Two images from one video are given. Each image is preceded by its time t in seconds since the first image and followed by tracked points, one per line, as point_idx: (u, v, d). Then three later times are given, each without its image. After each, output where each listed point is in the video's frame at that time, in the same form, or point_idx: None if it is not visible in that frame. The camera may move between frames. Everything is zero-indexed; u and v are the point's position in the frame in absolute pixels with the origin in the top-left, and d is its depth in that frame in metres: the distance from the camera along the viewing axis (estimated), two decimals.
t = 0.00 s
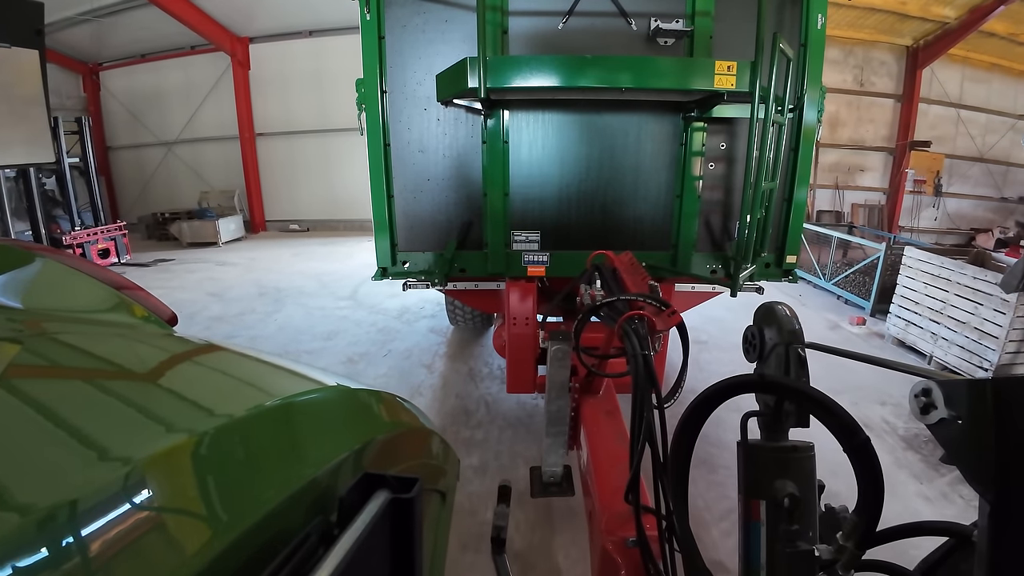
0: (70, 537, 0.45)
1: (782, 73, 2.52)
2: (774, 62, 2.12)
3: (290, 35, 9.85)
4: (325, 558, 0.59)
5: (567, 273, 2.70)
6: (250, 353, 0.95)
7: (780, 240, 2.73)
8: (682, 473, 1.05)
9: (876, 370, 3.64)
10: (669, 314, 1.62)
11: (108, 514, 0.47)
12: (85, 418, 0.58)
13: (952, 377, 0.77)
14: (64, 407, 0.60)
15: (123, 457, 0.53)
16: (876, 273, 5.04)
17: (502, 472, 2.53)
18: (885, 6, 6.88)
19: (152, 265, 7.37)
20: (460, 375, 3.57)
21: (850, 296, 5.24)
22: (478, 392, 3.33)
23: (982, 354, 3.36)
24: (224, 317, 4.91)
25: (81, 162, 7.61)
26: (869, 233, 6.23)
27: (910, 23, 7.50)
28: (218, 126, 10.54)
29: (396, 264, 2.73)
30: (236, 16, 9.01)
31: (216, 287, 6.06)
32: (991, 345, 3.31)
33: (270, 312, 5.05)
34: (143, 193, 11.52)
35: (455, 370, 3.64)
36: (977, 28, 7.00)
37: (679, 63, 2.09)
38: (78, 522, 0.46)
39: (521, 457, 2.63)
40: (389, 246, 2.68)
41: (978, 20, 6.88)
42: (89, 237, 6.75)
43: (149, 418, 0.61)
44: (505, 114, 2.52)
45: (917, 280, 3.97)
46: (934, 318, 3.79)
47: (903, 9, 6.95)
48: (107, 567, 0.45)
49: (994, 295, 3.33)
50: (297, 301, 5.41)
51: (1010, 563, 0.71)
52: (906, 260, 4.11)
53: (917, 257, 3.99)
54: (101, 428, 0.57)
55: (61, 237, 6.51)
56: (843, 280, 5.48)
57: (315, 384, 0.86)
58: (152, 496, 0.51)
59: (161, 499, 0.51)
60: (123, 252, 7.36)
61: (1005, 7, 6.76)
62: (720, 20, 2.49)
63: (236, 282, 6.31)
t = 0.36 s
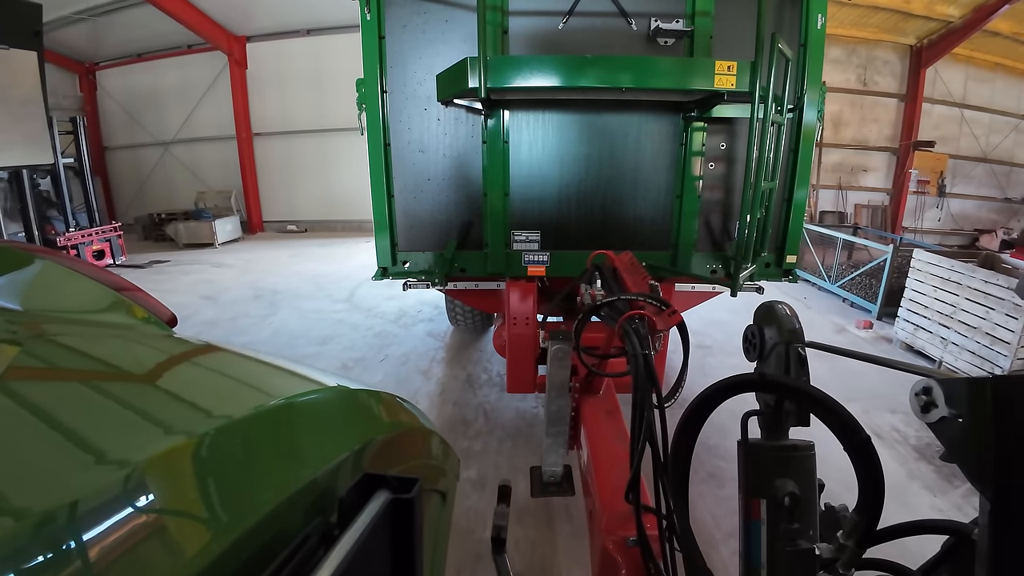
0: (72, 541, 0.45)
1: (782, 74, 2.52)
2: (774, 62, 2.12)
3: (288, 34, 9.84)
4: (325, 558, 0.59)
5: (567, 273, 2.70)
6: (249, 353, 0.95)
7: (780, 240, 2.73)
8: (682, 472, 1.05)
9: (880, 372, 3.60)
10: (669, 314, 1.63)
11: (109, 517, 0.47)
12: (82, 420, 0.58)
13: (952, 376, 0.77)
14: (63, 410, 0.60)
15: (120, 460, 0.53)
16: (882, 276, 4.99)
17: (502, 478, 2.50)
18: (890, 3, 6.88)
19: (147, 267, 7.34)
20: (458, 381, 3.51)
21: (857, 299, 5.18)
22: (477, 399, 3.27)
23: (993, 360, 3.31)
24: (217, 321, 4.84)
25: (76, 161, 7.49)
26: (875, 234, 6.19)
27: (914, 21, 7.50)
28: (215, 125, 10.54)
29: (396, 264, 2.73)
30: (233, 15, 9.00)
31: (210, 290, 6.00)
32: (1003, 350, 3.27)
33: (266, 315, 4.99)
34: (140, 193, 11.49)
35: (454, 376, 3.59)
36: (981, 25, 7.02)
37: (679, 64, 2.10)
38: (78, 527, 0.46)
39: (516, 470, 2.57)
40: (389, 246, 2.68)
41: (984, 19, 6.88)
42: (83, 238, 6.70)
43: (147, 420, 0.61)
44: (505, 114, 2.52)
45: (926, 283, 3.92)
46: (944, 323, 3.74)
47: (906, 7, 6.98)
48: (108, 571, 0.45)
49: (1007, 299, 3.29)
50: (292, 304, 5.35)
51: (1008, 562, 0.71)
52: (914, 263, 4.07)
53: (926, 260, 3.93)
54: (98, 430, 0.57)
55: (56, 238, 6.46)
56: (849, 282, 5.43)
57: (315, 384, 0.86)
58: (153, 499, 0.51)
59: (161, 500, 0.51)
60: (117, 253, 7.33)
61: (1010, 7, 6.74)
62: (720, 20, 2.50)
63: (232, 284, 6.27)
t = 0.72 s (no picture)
0: (68, 543, 0.45)
1: (780, 74, 2.52)
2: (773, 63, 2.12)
3: (285, 32, 9.79)
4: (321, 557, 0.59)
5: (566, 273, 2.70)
6: (246, 353, 0.96)
7: (779, 240, 2.73)
8: (678, 471, 1.06)
9: (884, 375, 3.57)
10: (667, 313, 1.64)
11: (105, 518, 0.48)
12: (76, 420, 0.58)
13: (946, 376, 0.77)
14: (58, 410, 0.60)
15: (114, 460, 0.53)
16: (889, 278, 4.93)
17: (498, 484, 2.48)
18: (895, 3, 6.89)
19: (142, 269, 7.31)
20: (455, 386, 3.47)
21: (863, 302, 5.11)
22: (474, 405, 3.24)
23: (1002, 365, 3.29)
24: (210, 325, 4.80)
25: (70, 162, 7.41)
26: (881, 236, 6.14)
27: (918, 19, 7.48)
28: (210, 125, 10.57)
29: (395, 264, 2.73)
30: (230, 15, 8.97)
31: (204, 292, 5.96)
32: (1014, 356, 3.23)
33: (259, 319, 4.95)
34: (136, 193, 11.55)
35: (451, 380, 3.55)
36: (985, 25, 7.01)
37: (677, 64, 2.10)
38: (74, 528, 0.46)
39: (513, 475, 2.54)
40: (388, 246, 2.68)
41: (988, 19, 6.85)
42: (77, 239, 6.63)
43: (142, 419, 0.61)
44: (505, 114, 2.52)
45: (935, 288, 3.91)
46: (954, 328, 3.70)
47: (911, 6, 6.95)
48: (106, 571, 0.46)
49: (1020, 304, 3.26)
50: (287, 308, 5.31)
51: (1003, 561, 0.71)
52: (923, 267, 4.06)
53: (935, 263, 3.93)
54: (93, 430, 0.57)
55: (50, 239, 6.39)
56: (855, 285, 5.38)
57: (312, 384, 0.87)
58: (149, 500, 0.51)
59: (157, 500, 0.52)
60: (112, 254, 7.31)
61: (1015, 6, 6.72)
62: (719, 20, 2.50)
63: (226, 286, 6.24)
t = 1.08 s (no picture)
0: (71, 547, 0.45)
1: (782, 74, 2.52)
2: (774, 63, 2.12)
3: (283, 31, 9.73)
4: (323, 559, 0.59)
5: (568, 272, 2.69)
6: (246, 354, 0.96)
7: (780, 240, 2.73)
8: (679, 471, 1.06)
9: (888, 377, 3.55)
10: (668, 313, 1.63)
11: (105, 523, 0.47)
12: (73, 423, 0.58)
13: (948, 375, 0.77)
14: (55, 413, 0.60)
15: (111, 464, 0.53)
16: (897, 281, 4.88)
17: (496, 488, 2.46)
18: (901, 2, 6.88)
19: (138, 270, 7.28)
20: (455, 389, 3.44)
21: (869, 305, 5.06)
22: (474, 408, 3.20)
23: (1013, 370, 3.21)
24: (205, 328, 4.77)
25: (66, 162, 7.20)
26: (886, 237, 6.09)
27: (922, 19, 7.47)
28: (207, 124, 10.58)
29: (395, 264, 2.73)
30: (228, 14, 8.95)
31: (200, 295, 5.94)
32: None
33: (255, 322, 4.92)
34: (134, 193, 11.61)
35: (450, 384, 3.52)
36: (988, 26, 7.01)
37: (678, 63, 2.10)
38: (75, 532, 0.46)
39: (513, 478, 2.51)
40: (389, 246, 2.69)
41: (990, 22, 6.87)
42: (73, 240, 6.49)
43: (140, 422, 0.61)
44: (505, 114, 2.52)
45: (946, 291, 3.85)
46: (965, 332, 3.64)
47: (916, 5, 6.90)
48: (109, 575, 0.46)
49: None
50: (284, 310, 5.29)
51: (1005, 562, 0.71)
52: (933, 270, 4.01)
53: (947, 266, 3.88)
54: (92, 434, 0.57)
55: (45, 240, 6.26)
56: (862, 287, 5.31)
57: (313, 385, 0.87)
58: (150, 504, 0.51)
59: (157, 504, 0.52)
60: (108, 255, 7.17)
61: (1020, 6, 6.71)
62: (720, 20, 2.50)
63: (223, 288, 6.23)
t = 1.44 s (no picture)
0: (68, 546, 0.45)
1: (781, 74, 2.52)
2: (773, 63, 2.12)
3: (280, 30, 9.74)
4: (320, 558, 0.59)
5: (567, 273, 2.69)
6: (245, 353, 0.96)
7: (779, 240, 2.73)
8: (677, 471, 1.06)
9: (889, 379, 3.53)
10: (667, 313, 1.64)
11: (102, 523, 0.47)
12: (69, 423, 0.58)
13: (946, 375, 0.76)
14: (52, 412, 0.59)
15: (106, 464, 0.52)
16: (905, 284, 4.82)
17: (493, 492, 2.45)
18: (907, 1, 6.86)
19: (133, 273, 7.24)
20: (452, 394, 3.40)
21: (875, 308, 4.99)
22: (472, 416, 3.13)
23: None
24: (199, 332, 4.74)
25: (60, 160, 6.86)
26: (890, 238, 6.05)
27: (925, 18, 7.47)
28: (205, 124, 10.58)
29: (395, 264, 2.74)
30: (225, 13, 8.95)
31: (193, 298, 5.90)
32: None
33: (248, 326, 4.89)
34: (130, 194, 11.66)
35: (448, 388, 3.48)
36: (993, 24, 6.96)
37: (677, 63, 2.10)
38: (73, 532, 0.46)
39: (511, 482, 2.50)
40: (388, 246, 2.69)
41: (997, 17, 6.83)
42: (68, 242, 6.39)
43: (137, 420, 0.61)
44: (505, 114, 2.52)
45: (955, 295, 3.81)
46: (976, 338, 3.61)
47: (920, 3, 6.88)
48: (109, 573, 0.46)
49: None
50: (278, 313, 5.26)
51: (1003, 562, 0.71)
52: (941, 273, 3.98)
53: (957, 270, 3.83)
54: (89, 433, 0.57)
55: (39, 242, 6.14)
56: (867, 290, 5.26)
57: (311, 384, 0.87)
58: (146, 503, 0.51)
59: (155, 503, 0.52)
60: (103, 257, 6.99)
61: None
62: (719, 20, 2.50)
63: (217, 291, 6.20)
